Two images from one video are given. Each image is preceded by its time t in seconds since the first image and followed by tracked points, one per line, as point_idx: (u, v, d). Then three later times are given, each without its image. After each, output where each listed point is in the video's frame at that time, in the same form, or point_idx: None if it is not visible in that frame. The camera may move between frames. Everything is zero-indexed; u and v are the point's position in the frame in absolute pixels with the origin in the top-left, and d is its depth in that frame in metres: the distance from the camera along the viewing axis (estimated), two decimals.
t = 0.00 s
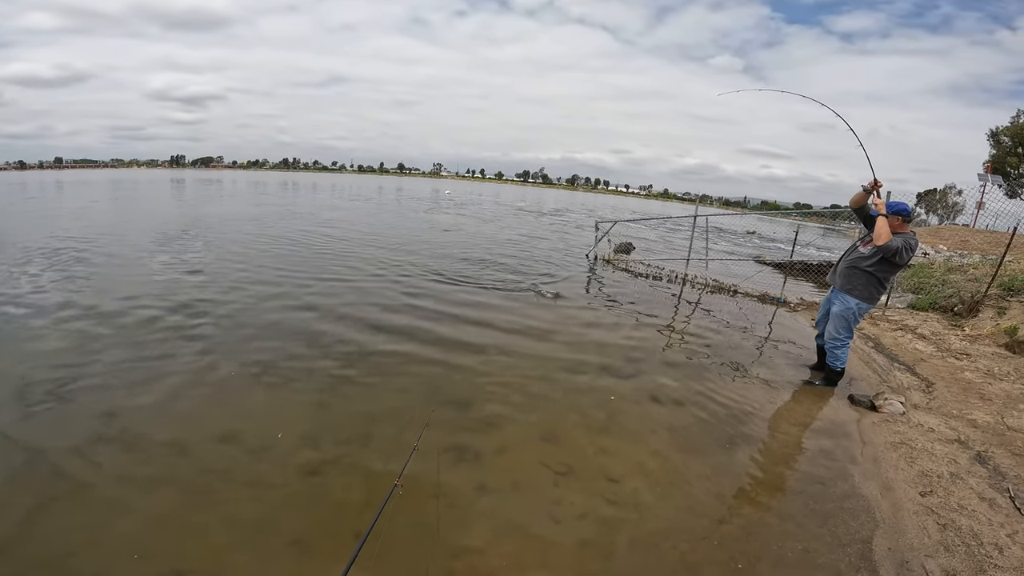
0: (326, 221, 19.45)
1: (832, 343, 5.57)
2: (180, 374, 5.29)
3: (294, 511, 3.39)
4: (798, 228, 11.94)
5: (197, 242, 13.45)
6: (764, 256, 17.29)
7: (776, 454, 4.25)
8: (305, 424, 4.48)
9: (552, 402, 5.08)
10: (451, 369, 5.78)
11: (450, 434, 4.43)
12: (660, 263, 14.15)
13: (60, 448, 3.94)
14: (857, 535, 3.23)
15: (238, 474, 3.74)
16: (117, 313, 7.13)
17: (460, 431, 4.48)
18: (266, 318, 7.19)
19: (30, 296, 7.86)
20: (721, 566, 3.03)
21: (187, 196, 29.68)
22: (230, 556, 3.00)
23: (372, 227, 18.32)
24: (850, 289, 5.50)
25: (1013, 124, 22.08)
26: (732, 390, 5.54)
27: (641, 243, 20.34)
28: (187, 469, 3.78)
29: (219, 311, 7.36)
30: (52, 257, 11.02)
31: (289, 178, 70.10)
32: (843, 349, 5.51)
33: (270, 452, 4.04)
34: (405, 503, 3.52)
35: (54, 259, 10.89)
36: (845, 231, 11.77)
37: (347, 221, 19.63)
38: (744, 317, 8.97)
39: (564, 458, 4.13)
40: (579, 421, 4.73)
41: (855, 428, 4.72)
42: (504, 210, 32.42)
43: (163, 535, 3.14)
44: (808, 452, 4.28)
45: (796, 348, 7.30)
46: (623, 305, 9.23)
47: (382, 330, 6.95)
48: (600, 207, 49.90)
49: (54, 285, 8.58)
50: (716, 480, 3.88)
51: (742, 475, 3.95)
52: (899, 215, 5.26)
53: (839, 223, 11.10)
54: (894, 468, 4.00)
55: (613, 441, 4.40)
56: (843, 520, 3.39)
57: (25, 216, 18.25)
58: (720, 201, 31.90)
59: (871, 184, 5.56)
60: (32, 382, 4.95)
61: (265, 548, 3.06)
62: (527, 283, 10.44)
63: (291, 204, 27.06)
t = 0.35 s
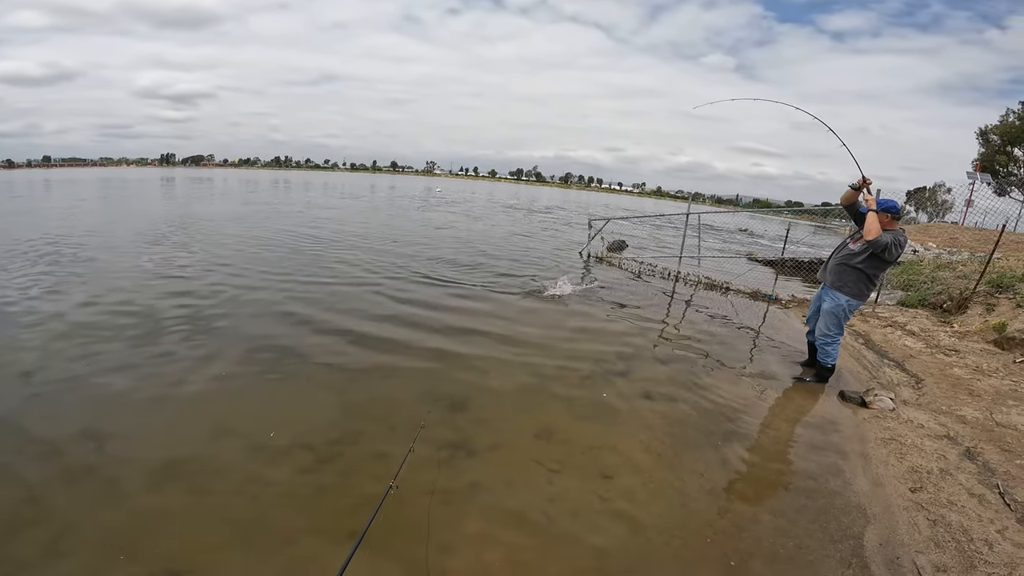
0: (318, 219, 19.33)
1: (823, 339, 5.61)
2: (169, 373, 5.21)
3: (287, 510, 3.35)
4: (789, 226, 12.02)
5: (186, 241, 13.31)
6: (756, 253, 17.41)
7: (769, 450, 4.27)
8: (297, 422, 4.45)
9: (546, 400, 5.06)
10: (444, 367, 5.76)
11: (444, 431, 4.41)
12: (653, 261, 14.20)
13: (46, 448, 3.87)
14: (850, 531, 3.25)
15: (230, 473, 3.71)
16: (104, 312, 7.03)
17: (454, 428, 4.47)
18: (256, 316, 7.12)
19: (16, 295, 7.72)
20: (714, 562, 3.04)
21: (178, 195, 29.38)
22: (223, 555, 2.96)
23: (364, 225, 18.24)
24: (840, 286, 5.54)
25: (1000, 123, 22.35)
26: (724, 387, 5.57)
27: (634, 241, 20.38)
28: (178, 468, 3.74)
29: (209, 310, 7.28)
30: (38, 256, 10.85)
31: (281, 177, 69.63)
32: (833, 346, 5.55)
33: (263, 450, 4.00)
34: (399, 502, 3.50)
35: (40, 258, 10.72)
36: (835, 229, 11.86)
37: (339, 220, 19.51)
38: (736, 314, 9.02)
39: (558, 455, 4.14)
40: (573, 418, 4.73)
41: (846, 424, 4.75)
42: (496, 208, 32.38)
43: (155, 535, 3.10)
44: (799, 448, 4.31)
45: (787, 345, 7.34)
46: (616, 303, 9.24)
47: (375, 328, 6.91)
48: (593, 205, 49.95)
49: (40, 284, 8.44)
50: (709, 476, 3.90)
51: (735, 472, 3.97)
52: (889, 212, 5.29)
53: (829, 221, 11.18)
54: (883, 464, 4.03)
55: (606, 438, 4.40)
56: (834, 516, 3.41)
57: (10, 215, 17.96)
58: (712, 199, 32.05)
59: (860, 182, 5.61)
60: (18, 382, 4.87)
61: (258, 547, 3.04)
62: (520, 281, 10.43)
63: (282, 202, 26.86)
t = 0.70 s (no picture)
0: (311, 217, 19.22)
1: (814, 335, 5.64)
2: (161, 372, 5.16)
3: (280, 509, 3.33)
4: (781, 223, 12.08)
5: (177, 239, 13.19)
6: (748, 250, 17.49)
7: (762, 446, 4.30)
8: (289, 421, 4.41)
9: (539, 397, 5.06)
10: (438, 364, 5.74)
11: (438, 429, 4.40)
12: (646, 257, 14.24)
13: (35, 448, 3.83)
14: (843, 527, 3.27)
15: (222, 472, 3.67)
16: (94, 311, 6.95)
17: (448, 426, 4.45)
18: (248, 314, 7.07)
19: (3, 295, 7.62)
20: (708, 558, 3.05)
21: (169, 193, 29.08)
22: (216, 555, 2.93)
23: (357, 223, 18.17)
24: (831, 282, 5.56)
25: (990, 121, 22.55)
26: (716, 383, 5.59)
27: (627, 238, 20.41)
28: (170, 467, 3.70)
29: (200, 308, 7.22)
30: (25, 255, 10.70)
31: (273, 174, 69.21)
32: (824, 342, 5.58)
33: (256, 449, 3.97)
34: (393, 500, 3.48)
35: (27, 257, 10.58)
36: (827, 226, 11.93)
37: (332, 217, 19.40)
38: (728, 311, 9.06)
39: (552, 451, 4.14)
40: (567, 415, 4.73)
41: (837, 420, 4.78)
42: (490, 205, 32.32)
43: (146, 535, 3.07)
44: (791, 444, 4.34)
45: (779, 341, 7.39)
46: (609, 300, 9.26)
47: (368, 326, 6.88)
48: (586, 202, 50.00)
49: (27, 283, 8.34)
50: (702, 472, 3.91)
51: (728, 468, 3.99)
52: (878, 209, 5.32)
53: (821, 218, 11.25)
54: (874, 460, 4.06)
55: (600, 435, 4.41)
56: (826, 512, 3.44)
57: None
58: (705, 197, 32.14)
59: (848, 177, 5.64)
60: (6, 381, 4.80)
61: (251, 546, 3.01)
62: (513, 278, 10.43)
63: (274, 200, 26.65)
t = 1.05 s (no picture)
0: (304, 215, 19.11)
1: (806, 332, 5.67)
2: (154, 370, 5.13)
3: (275, 508, 3.31)
4: (774, 220, 12.14)
5: (168, 238, 13.07)
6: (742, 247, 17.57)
7: (756, 443, 4.31)
8: (284, 419, 4.39)
9: (534, 394, 5.06)
10: (432, 362, 5.73)
11: (433, 427, 4.39)
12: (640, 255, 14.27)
13: (27, 449, 3.78)
14: (836, 524, 3.29)
15: (217, 471, 3.65)
16: (85, 310, 6.88)
17: (443, 424, 4.44)
18: (242, 313, 7.02)
19: None
20: (704, 554, 3.06)
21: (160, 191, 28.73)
22: (212, 555, 2.91)
23: (351, 220, 18.08)
24: (823, 279, 5.59)
25: (980, 119, 22.74)
26: (711, 380, 5.61)
27: (621, 236, 20.46)
28: (164, 467, 3.67)
29: (193, 307, 7.16)
30: (14, 254, 10.57)
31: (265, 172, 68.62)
32: (816, 339, 5.61)
33: (251, 448, 3.94)
34: (389, 499, 3.46)
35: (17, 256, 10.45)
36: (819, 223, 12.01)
37: (325, 215, 19.32)
38: (722, 308, 9.09)
39: (547, 449, 4.14)
40: (561, 413, 4.73)
41: (830, 416, 4.82)
42: (484, 203, 32.25)
43: (141, 535, 3.04)
44: (784, 440, 4.37)
45: (772, 338, 7.42)
46: (604, 297, 9.27)
47: (362, 324, 6.85)
48: (580, 200, 50.04)
49: (17, 282, 8.24)
50: (697, 468, 3.93)
51: (723, 464, 4.00)
52: (868, 206, 5.35)
53: (814, 215, 11.31)
54: (867, 456, 4.09)
55: (595, 432, 4.41)
56: (820, 508, 3.46)
57: None
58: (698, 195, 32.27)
59: (841, 174, 5.66)
60: None
61: (247, 545, 2.99)
62: (508, 276, 10.41)
63: (267, 198, 26.47)
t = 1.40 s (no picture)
0: (302, 214, 19.08)
1: (805, 330, 5.68)
2: (154, 370, 5.12)
3: (275, 507, 3.31)
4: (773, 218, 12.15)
5: (166, 237, 13.04)
6: (740, 246, 17.58)
7: (755, 442, 4.32)
8: (284, 418, 4.38)
9: (533, 393, 5.06)
10: (431, 361, 5.73)
11: (432, 426, 4.39)
12: (639, 254, 14.27)
13: (26, 448, 3.78)
14: (835, 523, 3.30)
15: (217, 471, 3.65)
16: (83, 309, 6.87)
17: (443, 423, 4.44)
18: (240, 312, 7.02)
19: None
20: (703, 553, 3.07)
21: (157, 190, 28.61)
22: (212, 554, 2.91)
23: (349, 220, 18.06)
24: (822, 278, 5.61)
25: (979, 117, 22.76)
26: (709, 378, 5.62)
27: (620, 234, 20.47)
28: (164, 467, 3.67)
29: (191, 306, 7.15)
30: (11, 254, 10.54)
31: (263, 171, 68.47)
32: (814, 337, 5.62)
33: (251, 448, 3.94)
34: (389, 498, 3.46)
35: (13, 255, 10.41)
36: (817, 222, 12.02)
37: (323, 214, 19.29)
38: (721, 306, 9.10)
39: (547, 448, 4.14)
40: (561, 412, 4.73)
41: (829, 415, 4.83)
42: (482, 202, 32.22)
43: (142, 535, 3.04)
44: (783, 438, 4.38)
45: (771, 336, 7.43)
46: (602, 296, 9.29)
47: (361, 323, 6.85)
48: (578, 199, 50.00)
49: (15, 282, 8.22)
50: (697, 467, 3.94)
51: (722, 463, 4.01)
52: (868, 205, 5.35)
53: (812, 214, 11.32)
54: (865, 455, 4.10)
55: (594, 432, 4.41)
56: (819, 507, 3.46)
57: None
58: (696, 194, 32.27)
59: (842, 174, 5.66)
60: None
61: (247, 545, 2.99)
62: (508, 275, 10.40)
63: (265, 198, 26.41)
